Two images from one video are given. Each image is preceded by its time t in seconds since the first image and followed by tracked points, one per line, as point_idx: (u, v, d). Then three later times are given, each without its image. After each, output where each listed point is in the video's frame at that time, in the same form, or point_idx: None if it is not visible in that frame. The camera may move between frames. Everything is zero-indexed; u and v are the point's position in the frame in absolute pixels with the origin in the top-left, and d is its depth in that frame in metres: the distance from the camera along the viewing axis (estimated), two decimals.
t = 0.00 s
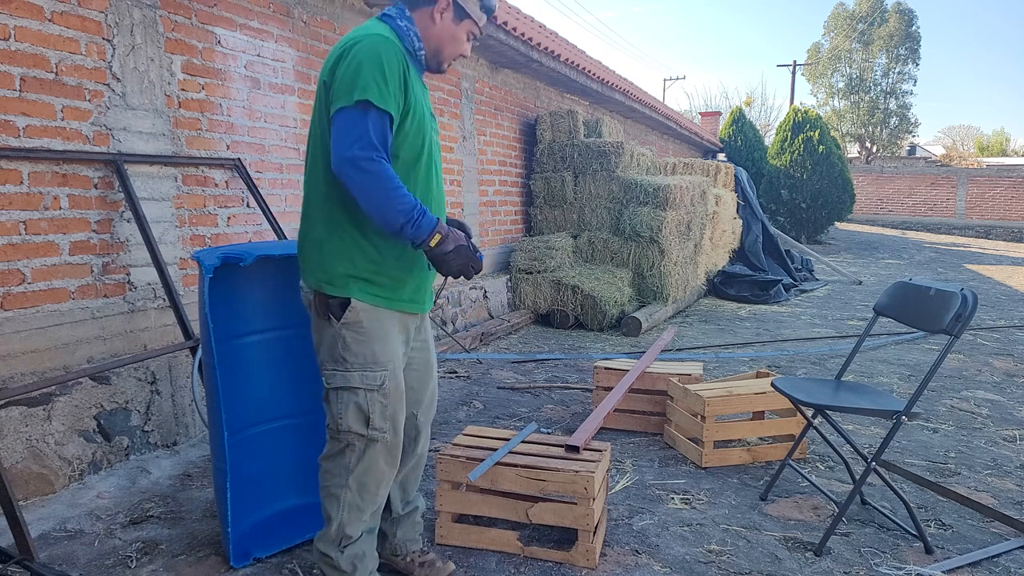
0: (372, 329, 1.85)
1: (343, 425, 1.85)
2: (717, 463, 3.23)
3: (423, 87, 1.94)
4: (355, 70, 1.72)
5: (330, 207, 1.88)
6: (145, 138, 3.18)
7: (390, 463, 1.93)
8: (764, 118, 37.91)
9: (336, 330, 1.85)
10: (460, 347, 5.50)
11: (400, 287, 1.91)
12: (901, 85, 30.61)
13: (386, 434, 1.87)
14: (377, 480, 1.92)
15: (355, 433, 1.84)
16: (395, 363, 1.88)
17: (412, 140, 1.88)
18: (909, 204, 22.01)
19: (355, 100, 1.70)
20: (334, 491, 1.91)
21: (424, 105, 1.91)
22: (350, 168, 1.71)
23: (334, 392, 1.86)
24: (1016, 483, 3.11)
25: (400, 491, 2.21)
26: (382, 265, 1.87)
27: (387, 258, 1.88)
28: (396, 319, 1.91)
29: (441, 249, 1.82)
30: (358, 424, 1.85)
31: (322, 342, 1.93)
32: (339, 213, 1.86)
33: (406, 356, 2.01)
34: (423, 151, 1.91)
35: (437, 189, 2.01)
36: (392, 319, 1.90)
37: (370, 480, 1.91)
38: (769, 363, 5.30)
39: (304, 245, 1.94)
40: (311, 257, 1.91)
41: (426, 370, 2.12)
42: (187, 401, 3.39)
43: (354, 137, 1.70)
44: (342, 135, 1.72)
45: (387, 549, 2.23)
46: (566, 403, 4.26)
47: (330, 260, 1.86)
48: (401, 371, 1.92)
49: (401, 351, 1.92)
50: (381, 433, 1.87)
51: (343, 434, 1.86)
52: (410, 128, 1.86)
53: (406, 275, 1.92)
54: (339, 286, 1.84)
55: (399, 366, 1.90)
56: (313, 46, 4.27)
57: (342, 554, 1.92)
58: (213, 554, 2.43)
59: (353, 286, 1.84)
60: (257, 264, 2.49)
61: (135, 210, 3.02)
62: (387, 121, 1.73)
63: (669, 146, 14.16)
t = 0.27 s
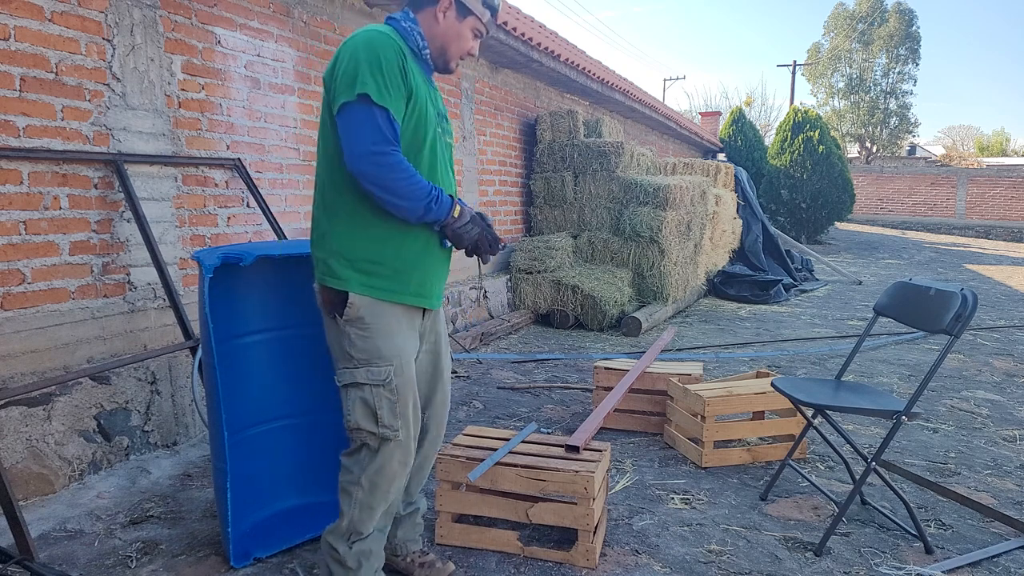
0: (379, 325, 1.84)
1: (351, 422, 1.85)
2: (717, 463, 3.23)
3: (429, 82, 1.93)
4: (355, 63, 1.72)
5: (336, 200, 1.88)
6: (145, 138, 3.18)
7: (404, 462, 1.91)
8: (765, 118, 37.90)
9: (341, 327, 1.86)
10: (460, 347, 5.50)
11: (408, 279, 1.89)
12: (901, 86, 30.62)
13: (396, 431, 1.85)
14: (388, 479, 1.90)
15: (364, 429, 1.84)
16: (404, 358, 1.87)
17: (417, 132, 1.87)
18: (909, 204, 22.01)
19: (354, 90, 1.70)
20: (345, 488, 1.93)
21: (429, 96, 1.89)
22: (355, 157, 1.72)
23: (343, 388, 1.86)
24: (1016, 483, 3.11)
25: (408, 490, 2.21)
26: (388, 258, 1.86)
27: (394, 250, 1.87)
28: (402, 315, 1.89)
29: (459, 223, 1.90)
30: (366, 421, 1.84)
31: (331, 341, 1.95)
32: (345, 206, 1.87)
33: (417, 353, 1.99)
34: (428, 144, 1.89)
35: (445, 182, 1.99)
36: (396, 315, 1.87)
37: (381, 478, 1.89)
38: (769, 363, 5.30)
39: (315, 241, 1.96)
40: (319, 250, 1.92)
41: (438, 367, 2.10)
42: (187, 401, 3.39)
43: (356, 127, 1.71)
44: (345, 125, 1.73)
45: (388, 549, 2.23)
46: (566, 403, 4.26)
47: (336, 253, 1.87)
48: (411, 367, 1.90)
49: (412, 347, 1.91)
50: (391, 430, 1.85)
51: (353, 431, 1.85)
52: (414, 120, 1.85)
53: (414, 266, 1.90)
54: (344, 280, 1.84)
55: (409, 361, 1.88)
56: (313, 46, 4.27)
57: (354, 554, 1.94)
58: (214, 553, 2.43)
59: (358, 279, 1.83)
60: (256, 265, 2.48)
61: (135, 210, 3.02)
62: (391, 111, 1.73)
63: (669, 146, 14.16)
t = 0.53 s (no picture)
0: (381, 328, 1.85)
1: (352, 428, 1.87)
2: (717, 463, 3.23)
3: (434, 78, 1.92)
4: (353, 61, 1.73)
5: (340, 200, 1.89)
6: (145, 138, 3.18)
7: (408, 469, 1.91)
8: (765, 118, 37.90)
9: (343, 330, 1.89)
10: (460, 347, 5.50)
11: (413, 279, 1.88)
12: (900, 86, 30.63)
13: (396, 438, 1.86)
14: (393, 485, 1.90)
15: (363, 435, 1.85)
16: (403, 364, 1.87)
17: (420, 128, 1.86)
18: (909, 204, 22.00)
19: (351, 88, 1.71)
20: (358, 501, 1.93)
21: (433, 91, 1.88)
22: (353, 156, 1.72)
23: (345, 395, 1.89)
24: (1016, 483, 3.11)
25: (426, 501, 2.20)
26: (390, 257, 1.86)
27: (397, 249, 1.87)
28: (407, 317, 1.88)
29: (464, 221, 1.88)
30: (366, 427, 1.86)
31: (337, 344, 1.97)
32: (348, 205, 1.88)
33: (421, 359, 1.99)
34: (431, 140, 1.88)
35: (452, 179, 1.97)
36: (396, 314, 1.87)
37: (384, 484, 1.90)
38: (769, 363, 5.30)
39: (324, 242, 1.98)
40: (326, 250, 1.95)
41: (446, 369, 2.09)
42: (187, 401, 3.39)
43: (354, 125, 1.71)
44: (343, 125, 1.74)
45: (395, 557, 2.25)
46: (566, 403, 4.26)
47: (340, 253, 1.89)
48: (411, 372, 1.90)
49: (414, 352, 1.90)
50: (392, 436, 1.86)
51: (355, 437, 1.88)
52: (415, 116, 1.84)
53: (417, 266, 1.89)
54: (347, 280, 1.85)
55: (408, 367, 1.88)
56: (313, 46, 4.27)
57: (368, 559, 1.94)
58: (214, 554, 2.43)
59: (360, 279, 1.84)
60: (256, 265, 2.48)
61: (135, 210, 3.02)
62: (388, 108, 1.72)
63: (669, 146, 14.16)
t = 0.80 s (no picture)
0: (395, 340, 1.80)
1: (367, 446, 1.82)
2: (717, 463, 3.23)
3: (448, 81, 1.88)
4: (360, 64, 1.69)
5: (347, 208, 1.85)
6: (145, 138, 3.18)
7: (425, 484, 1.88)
8: (765, 118, 37.89)
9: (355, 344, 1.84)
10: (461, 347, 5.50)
11: (423, 292, 1.83)
12: (901, 85, 30.62)
13: (414, 455, 1.82)
14: (411, 501, 1.87)
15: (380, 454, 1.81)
16: (419, 378, 1.83)
17: (431, 136, 1.82)
18: (909, 204, 22.00)
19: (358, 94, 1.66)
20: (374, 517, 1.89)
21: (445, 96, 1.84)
22: (360, 166, 1.68)
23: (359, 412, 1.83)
24: (1016, 483, 3.11)
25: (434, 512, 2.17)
26: (399, 269, 1.81)
27: (407, 260, 1.82)
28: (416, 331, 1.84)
29: (477, 237, 1.84)
30: (382, 445, 1.82)
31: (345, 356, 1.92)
32: (357, 214, 1.83)
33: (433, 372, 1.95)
34: (443, 147, 1.84)
35: (464, 188, 1.93)
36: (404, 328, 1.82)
37: (401, 501, 1.86)
38: (769, 363, 5.30)
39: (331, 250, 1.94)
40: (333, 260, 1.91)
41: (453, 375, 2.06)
42: (187, 401, 3.39)
43: (360, 135, 1.67)
44: (350, 133, 1.69)
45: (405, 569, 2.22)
46: (566, 403, 4.26)
47: (347, 263, 1.85)
48: (427, 387, 1.86)
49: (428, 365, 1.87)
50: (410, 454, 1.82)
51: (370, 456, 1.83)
52: (427, 123, 1.80)
53: (427, 278, 1.84)
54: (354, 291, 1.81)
55: (424, 381, 1.85)
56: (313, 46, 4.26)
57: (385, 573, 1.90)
58: (213, 554, 2.43)
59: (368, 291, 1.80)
60: (259, 265, 2.48)
61: (135, 210, 3.02)
62: (397, 115, 1.67)
63: (669, 146, 14.17)
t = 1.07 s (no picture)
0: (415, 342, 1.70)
1: (379, 451, 1.74)
2: (717, 463, 3.23)
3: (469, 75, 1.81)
4: (385, 64, 1.59)
5: (371, 212, 1.76)
6: (145, 138, 3.18)
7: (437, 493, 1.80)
8: (765, 118, 37.89)
9: (372, 346, 1.75)
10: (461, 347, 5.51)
11: (455, 298, 1.77)
12: (901, 86, 30.62)
13: (427, 463, 1.74)
14: (420, 510, 1.79)
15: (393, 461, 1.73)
16: (439, 385, 1.73)
17: (459, 136, 1.75)
18: (909, 204, 22.00)
19: (388, 96, 1.57)
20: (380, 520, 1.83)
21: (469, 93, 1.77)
22: (393, 172, 1.60)
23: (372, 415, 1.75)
24: (1016, 483, 3.11)
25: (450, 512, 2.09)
26: (427, 274, 1.73)
27: (436, 265, 1.75)
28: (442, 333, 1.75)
29: (512, 237, 1.80)
30: (395, 452, 1.73)
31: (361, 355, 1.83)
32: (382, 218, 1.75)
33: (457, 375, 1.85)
34: (470, 146, 1.77)
35: (490, 185, 1.88)
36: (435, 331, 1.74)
37: (410, 507, 1.79)
38: (769, 363, 5.30)
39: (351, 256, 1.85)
40: (354, 267, 1.82)
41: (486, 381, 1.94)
42: (187, 401, 3.39)
43: (393, 139, 1.58)
44: (379, 137, 1.60)
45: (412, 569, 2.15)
46: (566, 403, 4.26)
47: (372, 269, 1.76)
48: (447, 393, 1.76)
49: (450, 370, 1.77)
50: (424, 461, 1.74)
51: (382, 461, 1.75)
52: (455, 123, 1.73)
53: (457, 283, 1.78)
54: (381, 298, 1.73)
55: (445, 387, 1.75)
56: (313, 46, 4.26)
57: None
58: (214, 554, 2.43)
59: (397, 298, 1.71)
60: (260, 265, 2.49)
61: (135, 210, 3.02)
62: (429, 117, 1.60)
63: (669, 146, 14.17)
